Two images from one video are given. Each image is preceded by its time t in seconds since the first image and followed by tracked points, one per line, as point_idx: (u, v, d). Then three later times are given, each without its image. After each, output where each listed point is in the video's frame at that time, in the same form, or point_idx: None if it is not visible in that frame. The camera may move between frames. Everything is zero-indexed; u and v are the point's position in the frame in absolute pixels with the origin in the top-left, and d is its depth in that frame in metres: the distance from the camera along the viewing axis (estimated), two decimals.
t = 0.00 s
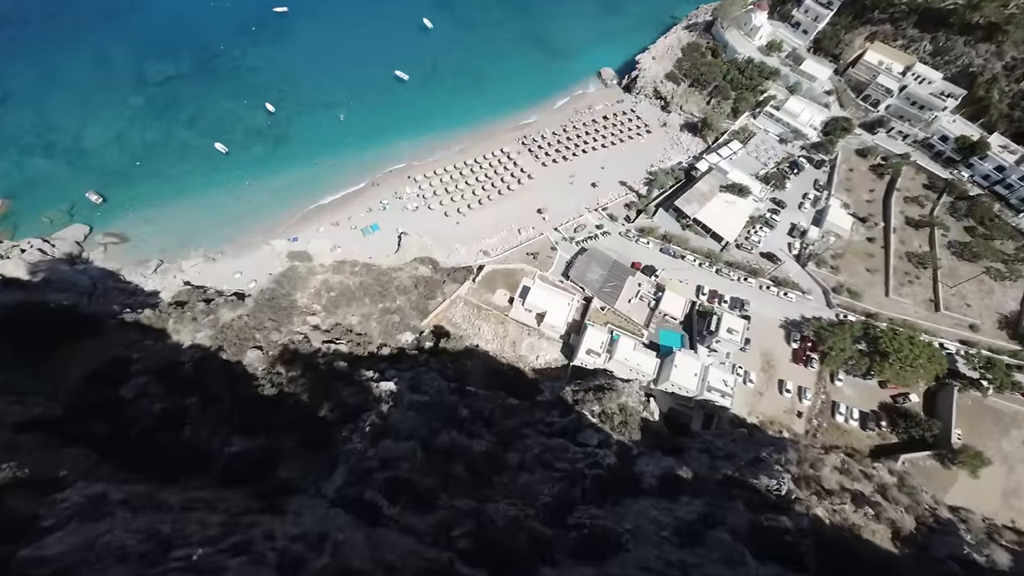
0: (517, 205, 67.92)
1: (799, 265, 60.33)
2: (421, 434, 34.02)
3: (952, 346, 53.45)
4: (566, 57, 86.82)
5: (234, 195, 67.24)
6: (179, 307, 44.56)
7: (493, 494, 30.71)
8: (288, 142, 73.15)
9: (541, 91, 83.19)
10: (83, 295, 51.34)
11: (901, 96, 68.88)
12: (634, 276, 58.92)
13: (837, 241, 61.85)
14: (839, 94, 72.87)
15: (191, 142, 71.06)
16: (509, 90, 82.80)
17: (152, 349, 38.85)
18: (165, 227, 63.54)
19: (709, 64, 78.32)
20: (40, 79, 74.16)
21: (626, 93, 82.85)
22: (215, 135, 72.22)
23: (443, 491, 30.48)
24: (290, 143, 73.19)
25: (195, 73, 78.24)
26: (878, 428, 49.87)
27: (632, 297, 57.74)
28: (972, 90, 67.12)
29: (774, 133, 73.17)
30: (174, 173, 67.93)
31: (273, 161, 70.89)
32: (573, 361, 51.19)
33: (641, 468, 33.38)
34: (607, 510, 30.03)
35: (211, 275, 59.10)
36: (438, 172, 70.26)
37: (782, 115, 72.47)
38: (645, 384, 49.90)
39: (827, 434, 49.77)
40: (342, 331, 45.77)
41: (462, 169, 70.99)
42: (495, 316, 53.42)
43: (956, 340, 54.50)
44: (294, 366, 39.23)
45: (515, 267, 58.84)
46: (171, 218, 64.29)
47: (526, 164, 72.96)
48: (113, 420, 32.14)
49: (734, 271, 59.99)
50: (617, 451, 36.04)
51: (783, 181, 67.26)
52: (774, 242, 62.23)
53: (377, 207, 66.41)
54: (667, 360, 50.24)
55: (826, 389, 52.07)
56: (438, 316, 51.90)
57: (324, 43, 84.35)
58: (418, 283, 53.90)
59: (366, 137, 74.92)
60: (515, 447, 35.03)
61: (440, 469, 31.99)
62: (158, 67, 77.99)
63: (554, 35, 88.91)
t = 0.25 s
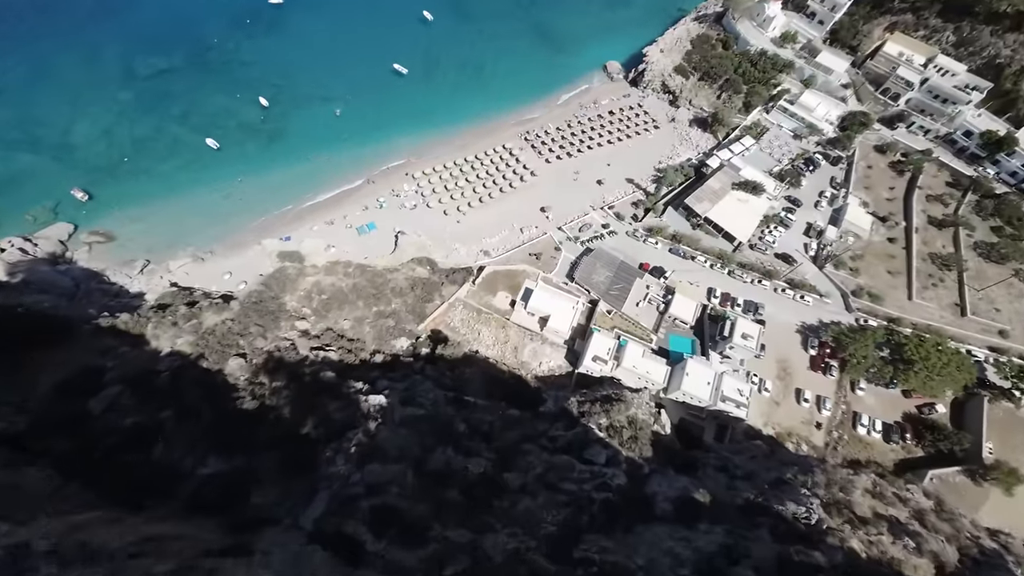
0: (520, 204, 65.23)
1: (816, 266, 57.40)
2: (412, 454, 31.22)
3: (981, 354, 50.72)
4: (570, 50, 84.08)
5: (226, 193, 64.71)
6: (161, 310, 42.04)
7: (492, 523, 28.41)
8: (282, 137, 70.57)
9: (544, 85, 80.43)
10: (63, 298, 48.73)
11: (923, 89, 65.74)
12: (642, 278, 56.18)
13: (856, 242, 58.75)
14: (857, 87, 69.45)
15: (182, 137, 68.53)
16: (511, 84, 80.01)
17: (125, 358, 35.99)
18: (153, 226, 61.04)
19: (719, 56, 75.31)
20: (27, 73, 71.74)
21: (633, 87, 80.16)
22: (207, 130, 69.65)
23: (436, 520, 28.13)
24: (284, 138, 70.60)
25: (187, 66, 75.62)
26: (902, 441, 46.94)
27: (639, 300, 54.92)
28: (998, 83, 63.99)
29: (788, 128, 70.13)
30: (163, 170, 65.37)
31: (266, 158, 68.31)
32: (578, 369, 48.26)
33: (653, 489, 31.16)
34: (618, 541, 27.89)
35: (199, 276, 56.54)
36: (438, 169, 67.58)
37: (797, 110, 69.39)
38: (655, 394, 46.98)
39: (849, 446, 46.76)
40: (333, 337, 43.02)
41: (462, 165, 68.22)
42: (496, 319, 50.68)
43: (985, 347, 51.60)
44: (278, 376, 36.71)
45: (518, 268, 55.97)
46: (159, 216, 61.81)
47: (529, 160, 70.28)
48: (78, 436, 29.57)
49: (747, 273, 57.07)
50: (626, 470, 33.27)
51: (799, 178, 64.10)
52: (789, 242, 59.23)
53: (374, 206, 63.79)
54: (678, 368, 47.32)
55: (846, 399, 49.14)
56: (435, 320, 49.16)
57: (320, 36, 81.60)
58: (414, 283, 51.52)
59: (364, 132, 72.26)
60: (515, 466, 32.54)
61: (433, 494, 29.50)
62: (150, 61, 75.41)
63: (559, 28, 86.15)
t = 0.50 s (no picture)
0: (521, 202, 62.40)
1: (834, 268, 54.44)
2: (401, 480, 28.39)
3: (1012, 362, 48.17)
4: (574, 44, 81.29)
5: (214, 190, 61.97)
6: (138, 313, 39.29)
7: (489, 557, 25.63)
8: (275, 133, 67.83)
9: (547, 80, 77.59)
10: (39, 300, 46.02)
11: (945, 82, 62.71)
12: (650, 280, 53.30)
13: (877, 242, 55.65)
14: (874, 80, 66.35)
15: (169, 133, 65.81)
16: (513, 79, 77.20)
17: (95, 367, 33.22)
18: (137, 225, 58.34)
19: (730, 48, 72.27)
20: (12, 66, 69.07)
21: (638, 82, 77.42)
22: (196, 125, 66.93)
23: (425, 555, 25.22)
24: (277, 133, 67.88)
25: (177, 59, 72.90)
26: (930, 456, 43.83)
27: (648, 304, 52.02)
28: None
29: (802, 123, 67.11)
30: (149, 166, 62.63)
31: (257, 153, 65.58)
32: (583, 377, 45.36)
33: (668, 515, 28.80)
34: None
35: (185, 278, 53.89)
36: (436, 165, 64.70)
37: (812, 104, 66.33)
38: (665, 404, 44.00)
39: (873, 461, 43.70)
40: (321, 343, 40.16)
41: (461, 161, 65.37)
42: (496, 324, 47.81)
43: (1015, 355, 49.00)
44: (257, 388, 34.14)
45: (520, 269, 53.08)
46: (143, 215, 59.12)
47: (531, 157, 67.52)
48: (35, 455, 27.05)
49: (761, 275, 54.10)
50: (637, 492, 30.67)
51: (815, 175, 61.12)
52: (805, 242, 56.23)
53: (369, 204, 61.00)
54: (690, 376, 44.34)
55: (869, 410, 46.12)
56: (432, 324, 46.32)
57: (315, 28, 78.87)
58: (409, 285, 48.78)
59: (359, 127, 69.49)
60: (514, 490, 30.01)
61: (425, 524, 26.94)
62: (139, 54, 72.69)
63: (562, 20, 83.39)
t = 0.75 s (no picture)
0: (522, 200, 59.49)
1: (853, 269, 51.42)
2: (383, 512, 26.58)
3: None
4: (577, 37, 78.48)
5: (199, 187, 59.08)
6: (107, 318, 36.27)
7: None
8: (265, 127, 64.91)
9: (550, 73, 74.74)
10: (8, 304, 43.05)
11: (968, 74, 59.82)
12: (659, 282, 50.29)
13: (898, 242, 52.62)
14: (893, 72, 63.40)
15: (154, 128, 62.91)
16: (513, 72, 74.30)
17: (53, 379, 30.20)
18: (116, 224, 55.41)
19: (740, 40, 69.31)
20: None
21: (644, 75, 74.67)
22: (181, 120, 64.03)
23: None
24: (266, 128, 64.94)
25: (164, 51, 70.03)
26: (963, 472, 40.71)
27: (656, 307, 49.02)
28: None
29: (816, 118, 64.18)
30: (131, 162, 59.68)
31: (246, 148, 62.66)
32: (588, 387, 42.25)
33: (688, 546, 26.67)
34: None
35: (167, 280, 50.96)
36: (433, 161, 61.72)
37: (827, 97, 63.36)
38: (677, 416, 41.06)
39: (901, 477, 40.57)
40: (305, 351, 37.14)
41: (459, 157, 62.41)
42: (495, 329, 44.84)
43: None
44: (232, 402, 31.71)
45: (522, 270, 50.06)
46: (123, 213, 56.16)
47: (533, 152, 64.60)
48: None
49: (776, 277, 51.12)
50: (651, 519, 28.01)
51: (831, 172, 58.12)
52: (822, 242, 53.23)
53: (362, 202, 58.10)
54: (704, 386, 41.31)
55: (895, 421, 43.01)
56: (427, 329, 43.44)
57: (309, 20, 75.96)
58: (403, 287, 45.88)
59: (353, 122, 66.62)
60: (514, 518, 27.34)
61: (413, 564, 24.81)
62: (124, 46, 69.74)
63: (564, 13, 80.56)
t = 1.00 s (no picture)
0: (522, 197, 56.55)
1: (875, 270, 48.30)
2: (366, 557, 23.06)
3: None
4: (580, 29, 75.69)
5: (182, 184, 56.13)
6: (70, 323, 33.24)
7: None
8: (253, 121, 61.98)
9: (551, 67, 71.91)
10: None
11: (991, 65, 57.13)
12: (669, 284, 47.29)
13: (923, 241, 49.52)
14: (911, 63, 60.65)
15: (136, 122, 60.01)
16: (514, 65, 71.44)
17: (1, 394, 27.25)
18: (93, 223, 52.43)
19: (750, 31, 66.53)
20: None
21: (650, 69, 71.88)
22: (166, 114, 61.15)
23: None
24: (255, 122, 62.02)
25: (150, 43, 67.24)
26: (1001, 490, 37.55)
27: (666, 311, 45.96)
28: None
29: (831, 113, 61.10)
30: (110, 158, 56.68)
31: (232, 143, 59.72)
32: (594, 397, 39.07)
33: None
34: None
35: (146, 282, 47.93)
36: (429, 157, 58.75)
37: (843, 90, 60.40)
38: (690, 429, 37.97)
39: (935, 496, 37.34)
40: (286, 360, 34.31)
41: (457, 152, 59.38)
42: (493, 334, 41.84)
43: None
44: (197, 420, 29.11)
45: (523, 270, 46.94)
46: (100, 212, 53.16)
47: (534, 148, 61.68)
48: None
49: (792, 279, 48.14)
50: (668, 552, 25.06)
51: (849, 167, 55.05)
52: (842, 242, 50.13)
53: (354, 199, 55.11)
54: (719, 397, 38.23)
55: (926, 435, 39.85)
56: (420, 335, 40.43)
57: (301, 11, 73.14)
58: (395, 288, 42.86)
59: (346, 116, 63.73)
60: (513, 552, 24.28)
61: None
62: (108, 38, 66.90)
63: (566, 5, 77.83)
